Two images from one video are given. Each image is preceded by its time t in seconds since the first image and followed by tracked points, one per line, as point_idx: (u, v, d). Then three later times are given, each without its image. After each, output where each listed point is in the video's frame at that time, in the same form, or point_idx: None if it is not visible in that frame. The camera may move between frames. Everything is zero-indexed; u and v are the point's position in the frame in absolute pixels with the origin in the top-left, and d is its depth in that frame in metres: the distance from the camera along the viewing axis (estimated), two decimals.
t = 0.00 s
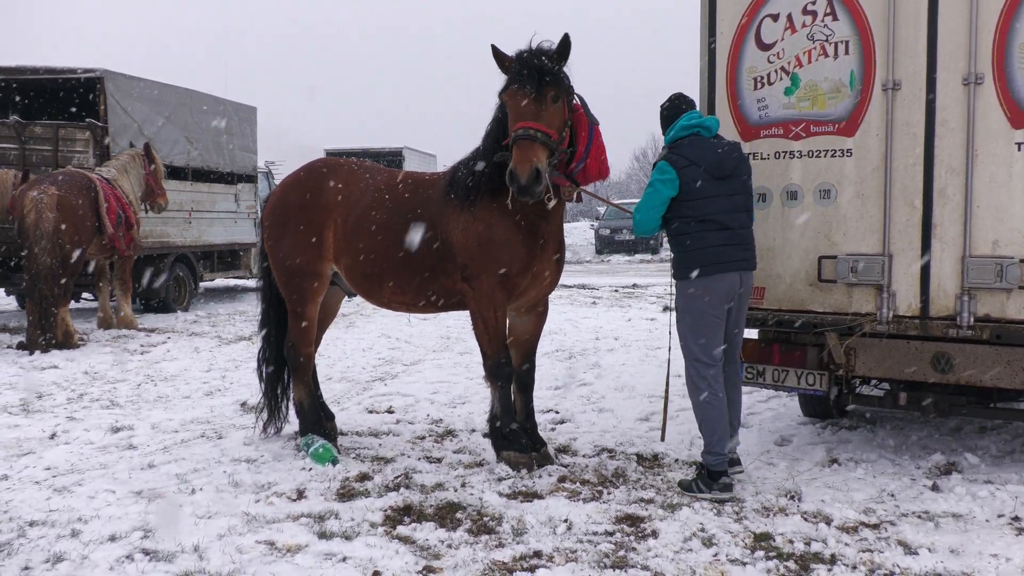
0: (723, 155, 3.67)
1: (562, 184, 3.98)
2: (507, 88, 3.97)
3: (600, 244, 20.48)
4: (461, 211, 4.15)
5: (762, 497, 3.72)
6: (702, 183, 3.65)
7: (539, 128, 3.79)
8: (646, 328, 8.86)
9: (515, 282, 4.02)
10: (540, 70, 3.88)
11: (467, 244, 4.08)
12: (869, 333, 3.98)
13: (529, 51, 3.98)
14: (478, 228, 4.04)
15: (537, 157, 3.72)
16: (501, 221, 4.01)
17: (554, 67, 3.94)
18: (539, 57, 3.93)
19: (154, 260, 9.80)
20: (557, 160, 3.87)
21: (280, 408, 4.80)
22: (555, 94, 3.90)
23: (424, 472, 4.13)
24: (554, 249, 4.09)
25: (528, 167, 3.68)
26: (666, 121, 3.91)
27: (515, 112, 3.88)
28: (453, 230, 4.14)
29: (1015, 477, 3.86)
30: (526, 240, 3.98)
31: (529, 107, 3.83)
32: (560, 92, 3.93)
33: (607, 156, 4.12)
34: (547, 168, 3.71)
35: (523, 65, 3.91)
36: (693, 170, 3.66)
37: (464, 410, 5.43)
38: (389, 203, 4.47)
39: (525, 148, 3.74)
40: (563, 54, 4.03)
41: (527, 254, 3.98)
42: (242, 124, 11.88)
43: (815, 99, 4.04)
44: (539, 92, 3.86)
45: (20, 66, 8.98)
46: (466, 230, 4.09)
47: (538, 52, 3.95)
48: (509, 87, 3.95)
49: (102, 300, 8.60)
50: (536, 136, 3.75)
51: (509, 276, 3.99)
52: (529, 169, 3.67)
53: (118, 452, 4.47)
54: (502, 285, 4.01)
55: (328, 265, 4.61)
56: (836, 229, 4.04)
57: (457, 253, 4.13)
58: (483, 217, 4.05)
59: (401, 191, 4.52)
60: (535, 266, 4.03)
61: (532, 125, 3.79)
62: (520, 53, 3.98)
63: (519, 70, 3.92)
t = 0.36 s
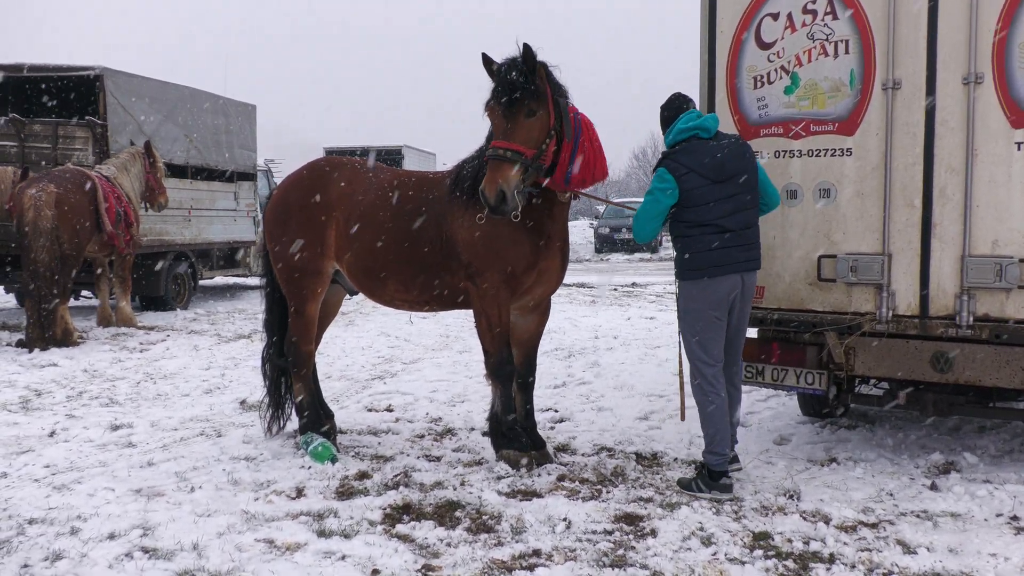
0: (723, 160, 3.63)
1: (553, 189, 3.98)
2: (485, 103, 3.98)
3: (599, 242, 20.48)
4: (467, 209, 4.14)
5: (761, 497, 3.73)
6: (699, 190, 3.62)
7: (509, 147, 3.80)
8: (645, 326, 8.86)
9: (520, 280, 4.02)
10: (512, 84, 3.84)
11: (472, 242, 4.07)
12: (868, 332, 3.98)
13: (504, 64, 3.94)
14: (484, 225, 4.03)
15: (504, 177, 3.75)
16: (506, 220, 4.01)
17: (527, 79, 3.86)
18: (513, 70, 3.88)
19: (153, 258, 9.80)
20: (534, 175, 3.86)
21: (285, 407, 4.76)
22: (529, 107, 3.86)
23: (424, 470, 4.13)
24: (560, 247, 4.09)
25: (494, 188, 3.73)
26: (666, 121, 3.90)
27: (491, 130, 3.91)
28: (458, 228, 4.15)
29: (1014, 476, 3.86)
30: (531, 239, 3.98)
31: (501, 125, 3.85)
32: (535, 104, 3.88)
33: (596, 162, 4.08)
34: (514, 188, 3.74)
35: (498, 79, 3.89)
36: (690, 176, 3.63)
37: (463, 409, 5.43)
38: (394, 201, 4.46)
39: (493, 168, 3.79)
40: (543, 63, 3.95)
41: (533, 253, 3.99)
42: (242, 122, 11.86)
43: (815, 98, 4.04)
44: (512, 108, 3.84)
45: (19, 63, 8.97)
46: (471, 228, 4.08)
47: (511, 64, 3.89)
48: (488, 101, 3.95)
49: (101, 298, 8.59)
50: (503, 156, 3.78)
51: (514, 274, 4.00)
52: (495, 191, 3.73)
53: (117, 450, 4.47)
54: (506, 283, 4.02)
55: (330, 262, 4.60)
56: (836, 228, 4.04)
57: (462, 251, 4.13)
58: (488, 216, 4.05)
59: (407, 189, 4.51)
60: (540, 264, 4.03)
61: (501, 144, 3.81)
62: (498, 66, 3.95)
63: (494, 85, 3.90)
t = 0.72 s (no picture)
0: (702, 156, 3.61)
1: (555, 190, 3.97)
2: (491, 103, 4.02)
3: (598, 241, 20.47)
4: (472, 209, 4.14)
5: (761, 495, 3.73)
6: (682, 189, 3.64)
7: (508, 146, 3.84)
8: (644, 325, 8.86)
9: (524, 278, 4.02)
10: (515, 84, 3.87)
11: (475, 241, 4.07)
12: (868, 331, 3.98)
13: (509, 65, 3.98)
14: (487, 224, 4.03)
15: (501, 175, 3.78)
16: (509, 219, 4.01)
17: (530, 79, 3.88)
18: (516, 70, 3.91)
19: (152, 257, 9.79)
20: (533, 175, 3.86)
21: (286, 408, 4.78)
22: (530, 107, 3.88)
23: (424, 469, 4.13)
24: (563, 246, 4.10)
25: (490, 186, 3.76)
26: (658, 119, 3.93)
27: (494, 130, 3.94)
28: (462, 227, 4.15)
29: (1014, 475, 3.87)
30: (535, 237, 3.98)
31: (502, 125, 3.89)
32: (537, 104, 3.90)
33: (598, 165, 4.01)
34: (510, 186, 3.76)
35: (502, 80, 3.92)
36: (672, 176, 3.64)
37: (463, 408, 5.43)
38: (398, 201, 4.45)
39: (492, 166, 3.83)
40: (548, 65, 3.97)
41: (537, 251, 3.99)
42: (241, 121, 11.86)
43: (815, 97, 4.04)
44: (514, 108, 3.87)
45: (18, 63, 8.96)
46: (476, 228, 4.08)
47: (515, 65, 3.92)
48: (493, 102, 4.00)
49: (100, 297, 8.58)
50: (502, 155, 3.81)
51: (518, 272, 4.00)
52: (491, 189, 3.76)
53: (117, 449, 4.47)
54: (510, 282, 4.02)
55: (333, 262, 4.59)
56: (836, 227, 4.04)
57: (465, 250, 4.13)
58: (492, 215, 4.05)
59: (411, 189, 4.51)
60: (543, 264, 4.03)
61: (501, 144, 3.85)
62: (504, 66, 3.99)
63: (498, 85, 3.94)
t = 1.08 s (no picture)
0: (730, 155, 3.62)
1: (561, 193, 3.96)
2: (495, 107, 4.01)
3: (598, 239, 20.45)
4: (476, 208, 4.14)
5: (762, 493, 3.73)
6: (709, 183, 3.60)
7: (513, 151, 3.82)
8: (644, 323, 8.85)
9: (527, 276, 4.03)
10: (519, 88, 3.85)
11: (479, 239, 4.07)
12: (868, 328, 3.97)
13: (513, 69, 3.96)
14: (492, 223, 4.03)
15: (508, 180, 3.77)
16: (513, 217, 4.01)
17: (535, 83, 3.86)
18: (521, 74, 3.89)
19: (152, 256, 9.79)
20: (539, 178, 3.86)
21: (287, 407, 4.78)
22: (536, 111, 3.85)
23: (424, 468, 4.13)
24: (566, 245, 4.09)
25: (496, 191, 3.75)
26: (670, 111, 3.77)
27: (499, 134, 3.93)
28: (466, 225, 4.15)
29: (1014, 472, 3.86)
30: (539, 235, 3.98)
31: (507, 129, 3.87)
32: (542, 108, 3.88)
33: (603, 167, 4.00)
34: (516, 191, 3.75)
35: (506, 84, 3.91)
36: (695, 168, 3.61)
37: (464, 406, 5.43)
38: (402, 201, 4.45)
39: (497, 170, 3.82)
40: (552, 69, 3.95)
41: (540, 249, 3.99)
42: (241, 120, 11.85)
43: (815, 94, 4.03)
44: (518, 112, 3.85)
45: (18, 62, 8.96)
46: (480, 226, 4.08)
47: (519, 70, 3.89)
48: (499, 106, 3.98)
49: (101, 296, 8.58)
50: (507, 159, 3.80)
51: (521, 270, 4.00)
52: (497, 194, 3.74)
53: (117, 449, 4.47)
54: (513, 279, 4.02)
55: (335, 261, 4.59)
56: (836, 224, 4.04)
57: (469, 248, 4.13)
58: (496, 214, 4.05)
59: (414, 188, 4.51)
60: (547, 262, 4.03)
61: (506, 148, 3.83)
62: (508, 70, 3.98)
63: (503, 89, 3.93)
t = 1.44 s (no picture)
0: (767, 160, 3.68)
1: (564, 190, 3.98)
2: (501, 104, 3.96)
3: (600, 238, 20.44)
4: (478, 208, 4.14)
5: (764, 492, 3.72)
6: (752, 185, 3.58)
7: (522, 149, 3.79)
8: (646, 322, 8.85)
9: (529, 275, 4.02)
10: (527, 87, 3.82)
11: (483, 239, 4.07)
12: (869, 326, 3.98)
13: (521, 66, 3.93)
14: (494, 222, 4.04)
15: (518, 178, 3.74)
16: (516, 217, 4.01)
17: (544, 82, 3.84)
18: (529, 72, 3.86)
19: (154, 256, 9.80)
20: (546, 176, 3.86)
21: (289, 407, 4.77)
22: (544, 108, 3.84)
23: (425, 467, 4.13)
24: (569, 245, 4.09)
25: (506, 189, 3.71)
26: (705, 109, 3.61)
27: (505, 130, 3.89)
28: (468, 224, 4.15)
29: (1016, 470, 3.86)
30: (541, 234, 3.98)
31: (515, 126, 3.83)
32: (550, 107, 3.86)
33: (609, 165, 4.01)
34: (527, 188, 3.73)
35: (513, 81, 3.87)
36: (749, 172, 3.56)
37: (465, 406, 5.43)
38: (404, 200, 4.45)
39: (506, 168, 3.78)
40: (561, 69, 3.94)
41: (543, 249, 3.99)
42: (242, 121, 11.85)
43: (815, 93, 4.03)
44: (526, 108, 3.83)
45: (19, 63, 8.97)
46: (483, 225, 4.08)
47: (527, 68, 3.87)
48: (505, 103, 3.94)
49: (102, 296, 8.59)
50: (517, 157, 3.77)
51: (524, 270, 4.00)
52: (506, 192, 3.71)
53: (119, 449, 4.48)
54: (516, 278, 4.02)
55: (338, 261, 4.59)
56: (837, 222, 4.03)
57: (472, 247, 4.13)
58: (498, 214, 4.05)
59: (416, 188, 4.51)
60: (548, 262, 4.03)
61: (514, 145, 3.79)
62: (515, 68, 3.94)
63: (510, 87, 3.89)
